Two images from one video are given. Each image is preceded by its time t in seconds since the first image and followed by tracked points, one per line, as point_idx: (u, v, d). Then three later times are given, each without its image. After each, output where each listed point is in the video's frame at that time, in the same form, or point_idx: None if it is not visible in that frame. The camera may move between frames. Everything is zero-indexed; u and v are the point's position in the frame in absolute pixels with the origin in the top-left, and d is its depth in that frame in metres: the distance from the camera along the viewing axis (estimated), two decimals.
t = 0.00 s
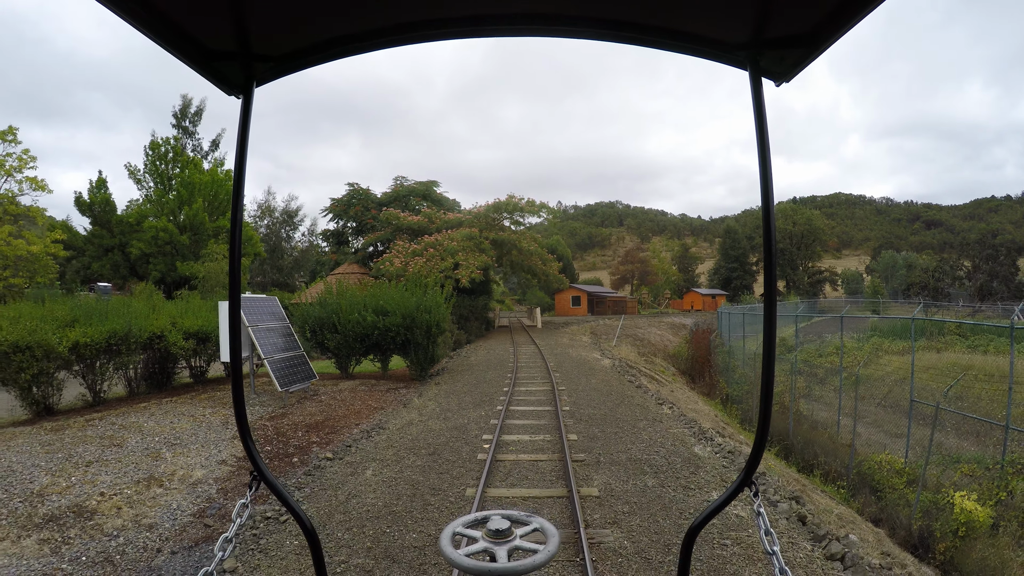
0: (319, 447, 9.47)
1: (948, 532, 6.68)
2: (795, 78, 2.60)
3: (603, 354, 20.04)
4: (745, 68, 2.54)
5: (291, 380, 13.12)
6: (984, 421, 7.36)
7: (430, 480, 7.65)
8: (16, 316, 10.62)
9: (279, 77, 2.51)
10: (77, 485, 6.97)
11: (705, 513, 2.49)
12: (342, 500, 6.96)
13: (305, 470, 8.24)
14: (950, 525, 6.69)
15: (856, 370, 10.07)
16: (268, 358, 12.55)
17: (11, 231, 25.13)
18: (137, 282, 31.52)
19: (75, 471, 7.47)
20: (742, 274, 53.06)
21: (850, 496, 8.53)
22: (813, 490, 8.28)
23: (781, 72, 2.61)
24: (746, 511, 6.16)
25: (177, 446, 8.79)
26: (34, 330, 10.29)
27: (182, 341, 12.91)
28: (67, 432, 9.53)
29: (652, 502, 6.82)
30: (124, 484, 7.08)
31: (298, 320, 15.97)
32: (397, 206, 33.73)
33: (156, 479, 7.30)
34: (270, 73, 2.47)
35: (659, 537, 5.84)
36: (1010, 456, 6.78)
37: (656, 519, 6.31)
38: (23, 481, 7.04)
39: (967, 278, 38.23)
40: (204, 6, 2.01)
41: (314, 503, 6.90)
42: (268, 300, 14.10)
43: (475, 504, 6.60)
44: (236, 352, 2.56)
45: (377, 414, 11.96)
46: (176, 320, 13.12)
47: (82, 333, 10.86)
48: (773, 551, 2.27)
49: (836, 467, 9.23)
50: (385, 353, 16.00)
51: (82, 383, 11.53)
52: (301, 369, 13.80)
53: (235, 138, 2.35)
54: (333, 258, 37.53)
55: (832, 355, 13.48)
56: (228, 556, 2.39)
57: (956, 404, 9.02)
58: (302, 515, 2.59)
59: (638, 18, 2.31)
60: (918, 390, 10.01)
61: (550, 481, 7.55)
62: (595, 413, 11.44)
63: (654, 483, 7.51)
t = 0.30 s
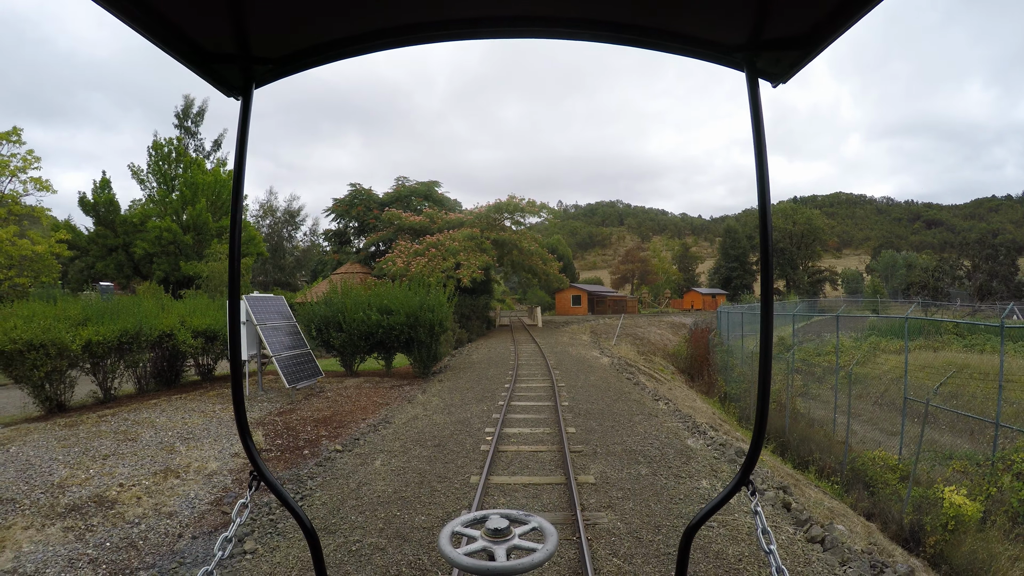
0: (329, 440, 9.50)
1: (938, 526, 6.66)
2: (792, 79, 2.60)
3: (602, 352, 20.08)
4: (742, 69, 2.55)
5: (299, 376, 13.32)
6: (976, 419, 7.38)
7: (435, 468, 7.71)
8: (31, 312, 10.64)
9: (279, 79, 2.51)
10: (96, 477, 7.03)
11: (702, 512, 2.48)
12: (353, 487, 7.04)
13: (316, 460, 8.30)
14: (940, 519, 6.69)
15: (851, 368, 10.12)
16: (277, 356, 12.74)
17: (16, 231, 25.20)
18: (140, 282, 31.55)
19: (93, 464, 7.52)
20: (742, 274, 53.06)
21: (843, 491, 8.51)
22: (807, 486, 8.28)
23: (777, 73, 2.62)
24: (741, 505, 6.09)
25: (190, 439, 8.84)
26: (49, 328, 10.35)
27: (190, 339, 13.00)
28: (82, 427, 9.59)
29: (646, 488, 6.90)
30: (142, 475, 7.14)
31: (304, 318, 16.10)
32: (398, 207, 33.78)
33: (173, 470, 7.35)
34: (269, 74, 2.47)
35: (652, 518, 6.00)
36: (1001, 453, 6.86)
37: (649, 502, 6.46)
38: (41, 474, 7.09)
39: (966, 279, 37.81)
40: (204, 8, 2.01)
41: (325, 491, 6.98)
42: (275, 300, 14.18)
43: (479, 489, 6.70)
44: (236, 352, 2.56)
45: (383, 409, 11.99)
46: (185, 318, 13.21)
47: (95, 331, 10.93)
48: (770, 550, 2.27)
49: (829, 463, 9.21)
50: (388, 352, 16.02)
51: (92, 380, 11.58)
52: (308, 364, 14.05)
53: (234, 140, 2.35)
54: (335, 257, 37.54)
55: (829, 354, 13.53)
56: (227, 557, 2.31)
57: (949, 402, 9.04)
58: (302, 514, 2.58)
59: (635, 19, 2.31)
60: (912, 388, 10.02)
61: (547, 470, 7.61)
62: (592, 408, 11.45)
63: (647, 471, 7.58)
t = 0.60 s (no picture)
0: (338, 434, 9.55)
1: (930, 521, 6.69)
2: (795, 78, 2.60)
3: (602, 351, 20.11)
4: (746, 67, 2.55)
5: (305, 373, 13.56)
6: (970, 417, 7.38)
7: (441, 458, 7.77)
8: (44, 312, 10.72)
9: (279, 76, 2.51)
10: (112, 469, 7.10)
11: (706, 512, 2.48)
12: (365, 477, 7.12)
13: (326, 453, 8.36)
14: (931, 514, 6.70)
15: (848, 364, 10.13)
16: (285, 353, 12.93)
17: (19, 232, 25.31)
18: (144, 282, 31.63)
19: (109, 458, 7.59)
20: (742, 274, 53.04)
21: (838, 488, 8.50)
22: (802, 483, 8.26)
23: (781, 72, 2.62)
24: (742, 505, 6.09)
25: (202, 434, 8.92)
26: (62, 327, 10.43)
27: (199, 338, 13.03)
28: (95, 423, 9.65)
29: (643, 477, 6.96)
30: (158, 468, 7.20)
31: (310, 317, 16.23)
32: (400, 207, 33.80)
33: (188, 463, 7.42)
34: (270, 71, 2.48)
35: (646, 504, 6.07)
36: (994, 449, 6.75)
37: (644, 489, 6.55)
38: (58, 467, 7.15)
39: (966, 279, 37.82)
40: (205, 5, 2.03)
41: (336, 480, 7.05)
42: (284, 299, 14.22)
43: (483, 477, 6.78)
44: (236, 352, 2.56)
45: (388, 405, 12.02)
46: (194, 317, 13.25)
47: (107, 329, 11.00)
48: (775, 550, 2.26)
49: (825, 460, 9.17)
50: (392, 351, 16.01)
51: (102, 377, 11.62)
52: (313, 360, 14.24)
53: (234, 136, 2.35)
54: (337, 257, 37.56)
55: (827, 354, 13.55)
56: (227, 555, 2.28)
57: (947, 400, 9.03)
58: (301, 514, 2.58)
59: (633, 17, 2.32)
60: (908, 386, 9.99)
61: (546, 459, 7.66)
62: (590, 404, 11.44)
63: (642, 461, 7.63)
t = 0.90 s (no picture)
0: (345, 430, 9.63)
1: (921, 516, 6.62)
2: (792, 78, 2.60)
3: (602, 351, 20.13)
4: (743, 67, 2.54)
5: (311, 372, 13.62)
6: (961, 416, 7.36)
7: (446, 450, 7.85)
8: (55, 312, 10.74)
9: (277, 77, 2.51)
10: (128, 464, 7.34)
11: (703, 512, 2.47)
12: (374, 468, 7.22)
13: (335, 447, 8.41)
14: (922, 509, 6.63)
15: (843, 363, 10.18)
16: (292, 352, 13.01)
17: (24, 234, 25.39)
18: (147, 283, 31.68)
19: (124, 453, 7.81)
20: (742, 274, 53.00)
21: (832, 485, 8.45)
22: (795, 478, 8.21)
23: (778, 73, 2.62)
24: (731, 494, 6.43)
25: (211, 431, 9.02)
26: (74, 327, 10.56)
27: (207, 338, 13.06)
28: (105, 421, 9.71)
29: (640, 467, 7.10)
30: (173, 462, 7.45)
31: (315, 317, 16.28)
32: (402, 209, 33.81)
33: (201, 458, 7.67)
34: (267, 72, 2.48)
35: (638, 491, 6.25)
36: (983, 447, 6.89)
37: (636, 477, 6.69)
38: (74, 462, 7.38)
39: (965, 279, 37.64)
40: (202, 7, 2.02)
41: (346, 472, 7.15)
42: (287, 300, 14.12)
43: (484, 467, 6.91)
44: (233, 357, 2.55)
45: (393, 403, 12.07)
46: (201, 317, 13.23)
47: (118, 329, 11.11)
48: (772, 552, 2.25)
49: (820, 457, 9.15)
50: (395, 351, 16.03)
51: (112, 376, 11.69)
52: (319, 359, 14.26)
53: (231, 138, 2.35)
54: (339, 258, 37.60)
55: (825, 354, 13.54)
56: (223, 557, 2.29)
57: (943, 400, 9.04)
58: (299, 518, 2.55)
59: (629, 18, 2.31)
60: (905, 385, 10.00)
61: (545, 453, 7.73)
62: (589, 401, 11.46)
63: (636, 453, 7.70)
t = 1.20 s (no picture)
0: (353, 425, 9.71)
1: (912, 511, 6.58)
2: (790, 80, 2.60)
3: (601, 351, 20.17)
4: (740, 69, 2.54)
5: (317, 369, 13.75)
6: (952, 413, 7.35)
7: (451, 443, 8.09)
8: (66, 312, 10.81)
9: (276, 78, 2.51)
10: (143, 458, 7.44)
11: (703, 513, 2.47)
12: (382, 459, 7.43)
13: (344, 441, 8.54)
14: (913, 505, 6.59)
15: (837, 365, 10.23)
16: (300, 351, 13.08)
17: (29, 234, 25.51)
18: (151, 283, 31.75)
19: (138, 447, 7.93)
20: (743, 275, 52.98)
21: (827, 481, 8.41)
22: (789, 474, 8.22)
23: (776, 75, 2.61)
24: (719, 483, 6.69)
25: (222, 427, 9.10)
26: (86, 326, 10.65)
27: (216, 336, 13.08)
28: (118, 417, 9.74)
29: (635, 457, 7.36)
30: (188, 455, 7.55)
31: (320, 317, 16.27)
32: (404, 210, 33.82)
33: (215, 451, 7.78)
34: (267, 73, 2.48)
35: (632, 479, 6.50)
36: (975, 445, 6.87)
37: (630, 467, 6.90)
38: (91, 456, 7.46)
39: (966, 279, 37.45)
40: (201, 8, 2.03)
41: (357, 463, 7.34)
42: (292, 299, 14.11)
43: (487, 458, 7.16)
44: (234, 354, 2.54)
45: (398, 399, 12.13)
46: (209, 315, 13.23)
47: (129, 328, 11.20)
48: (771, 551, 2.25)
49: (815, 454, 9.11)
50: (398, 350, 16.07)
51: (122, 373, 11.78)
52: (324, 357, 14.40)
53: (232, 138, 2.35)
54: (341, 258, 37.67)
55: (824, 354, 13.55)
56: (224, 557, 2.29)
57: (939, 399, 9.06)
58: (300, 517, 2.53)
59: (628, 18, 2.31)
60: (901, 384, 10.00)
61: (544, 445, 7.95)
62: (588, 397, 11.48)
63: (631, 446, 7.87)
